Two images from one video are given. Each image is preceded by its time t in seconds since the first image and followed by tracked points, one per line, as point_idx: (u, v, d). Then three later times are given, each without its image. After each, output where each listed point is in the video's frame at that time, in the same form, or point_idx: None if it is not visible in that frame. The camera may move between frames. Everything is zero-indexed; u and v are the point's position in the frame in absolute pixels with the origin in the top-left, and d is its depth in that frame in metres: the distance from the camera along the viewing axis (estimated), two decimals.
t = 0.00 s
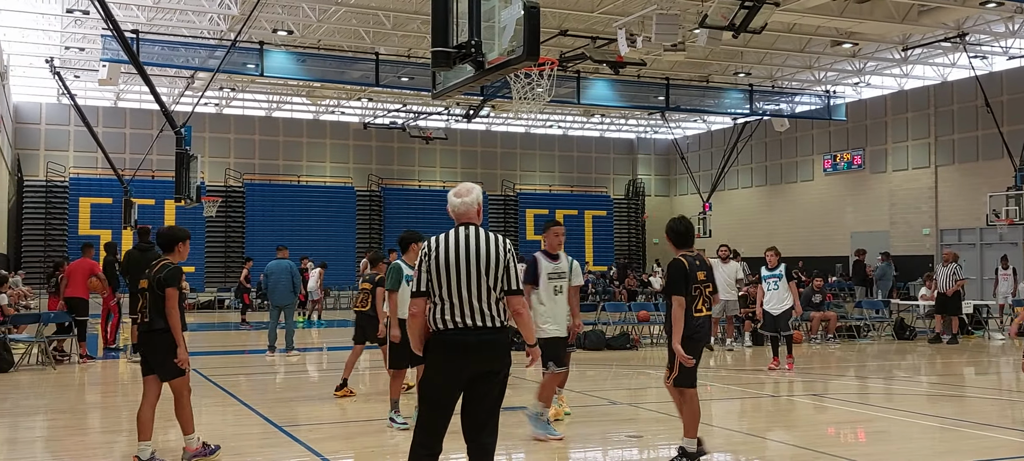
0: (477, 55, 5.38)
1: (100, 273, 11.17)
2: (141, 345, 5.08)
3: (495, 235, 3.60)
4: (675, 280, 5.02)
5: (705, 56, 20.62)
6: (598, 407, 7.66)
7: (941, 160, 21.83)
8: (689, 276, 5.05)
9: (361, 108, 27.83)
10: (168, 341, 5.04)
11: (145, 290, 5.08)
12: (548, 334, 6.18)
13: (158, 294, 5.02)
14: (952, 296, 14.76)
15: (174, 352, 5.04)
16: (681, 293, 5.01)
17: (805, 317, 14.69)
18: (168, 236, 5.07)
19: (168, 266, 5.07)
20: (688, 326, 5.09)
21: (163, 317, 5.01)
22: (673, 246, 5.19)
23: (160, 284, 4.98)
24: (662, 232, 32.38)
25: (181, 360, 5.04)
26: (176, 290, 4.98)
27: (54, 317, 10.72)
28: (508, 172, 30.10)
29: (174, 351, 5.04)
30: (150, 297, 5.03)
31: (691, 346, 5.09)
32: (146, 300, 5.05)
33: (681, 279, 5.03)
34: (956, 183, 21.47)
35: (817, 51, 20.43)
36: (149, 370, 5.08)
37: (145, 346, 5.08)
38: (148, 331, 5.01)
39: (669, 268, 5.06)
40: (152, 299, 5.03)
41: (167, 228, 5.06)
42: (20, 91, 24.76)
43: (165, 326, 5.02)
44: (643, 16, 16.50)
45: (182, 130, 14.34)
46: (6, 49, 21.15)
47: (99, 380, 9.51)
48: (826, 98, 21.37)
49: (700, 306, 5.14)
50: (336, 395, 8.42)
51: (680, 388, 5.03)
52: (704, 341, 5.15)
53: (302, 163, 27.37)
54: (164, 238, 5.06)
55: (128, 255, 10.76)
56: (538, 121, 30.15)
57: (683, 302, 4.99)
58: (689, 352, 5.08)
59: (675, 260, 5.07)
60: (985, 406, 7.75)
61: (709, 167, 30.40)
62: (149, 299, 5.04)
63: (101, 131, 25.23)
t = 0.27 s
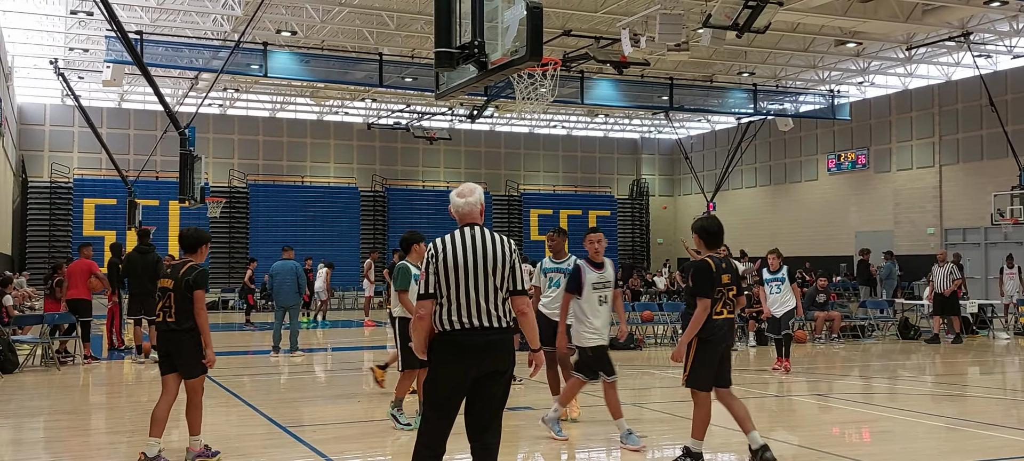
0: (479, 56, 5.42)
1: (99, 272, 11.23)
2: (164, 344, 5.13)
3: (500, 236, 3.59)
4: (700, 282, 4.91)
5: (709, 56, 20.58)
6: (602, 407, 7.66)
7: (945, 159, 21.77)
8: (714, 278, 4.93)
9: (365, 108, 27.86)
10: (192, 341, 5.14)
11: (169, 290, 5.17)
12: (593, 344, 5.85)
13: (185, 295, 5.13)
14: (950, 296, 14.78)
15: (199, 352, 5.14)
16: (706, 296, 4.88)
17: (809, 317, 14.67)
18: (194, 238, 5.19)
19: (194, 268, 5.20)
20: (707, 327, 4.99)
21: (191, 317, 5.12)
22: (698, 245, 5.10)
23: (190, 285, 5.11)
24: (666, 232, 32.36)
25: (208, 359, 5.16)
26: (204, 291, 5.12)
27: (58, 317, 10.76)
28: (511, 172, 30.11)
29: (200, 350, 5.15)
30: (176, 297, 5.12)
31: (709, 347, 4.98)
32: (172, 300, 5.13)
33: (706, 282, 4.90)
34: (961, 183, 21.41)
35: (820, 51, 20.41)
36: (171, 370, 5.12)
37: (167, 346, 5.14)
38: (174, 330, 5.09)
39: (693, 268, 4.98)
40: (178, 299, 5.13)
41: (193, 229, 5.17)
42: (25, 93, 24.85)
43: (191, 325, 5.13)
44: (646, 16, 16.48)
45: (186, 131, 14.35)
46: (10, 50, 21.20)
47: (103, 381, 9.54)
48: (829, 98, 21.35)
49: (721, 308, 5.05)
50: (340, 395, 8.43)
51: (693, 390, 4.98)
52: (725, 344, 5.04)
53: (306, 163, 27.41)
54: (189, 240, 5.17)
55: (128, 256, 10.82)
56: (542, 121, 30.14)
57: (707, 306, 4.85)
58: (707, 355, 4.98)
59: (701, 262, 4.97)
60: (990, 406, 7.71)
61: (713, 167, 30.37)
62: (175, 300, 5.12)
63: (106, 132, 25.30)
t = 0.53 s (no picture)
0: (479, 56, 5.43)
1: (93, 271, 11.29)
2: (179, 341, 5.24)
3: (502, 236, 3.60)
4: (725, 279, 4.87)
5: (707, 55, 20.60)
6: (600, 407, 7.66)
7: (944, 159, 21.79)
8: (739, 275, 4.90)
9: (363, 108, 27.85)
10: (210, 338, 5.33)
11: (186, 288, 5.27)
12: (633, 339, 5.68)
13: (204, 295, 5.29)
14: (939, 295, 14.74)
15: (212, 351, 5.30)
16: (733, 292, 4.84)
17: (807, 317, 14.68)
18: (215, 238, 5.36)
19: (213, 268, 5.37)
20: (736, 326, 4.91)
21: (210, 316, 5.31)
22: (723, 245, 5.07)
23: (212, 286, 5.29)
24: (665, 231, 32.36)
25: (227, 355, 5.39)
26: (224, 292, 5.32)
27: (56, 317, 10.75)
28: (510, 172, 30.11)
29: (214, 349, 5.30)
30: (196, 295, 5.26)
31: (738, 347, 4.90)
32: (190, 298, 5.26)
33: (730, 279, 4.87)
34: (959, 182, 21.43)
35: (819, 50, 20.42)
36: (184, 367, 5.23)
37: (181, 342, 5.24)
38: (191, 328, 5.22)
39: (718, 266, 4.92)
40: (196, 298, 5.27)
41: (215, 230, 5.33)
42: (23, 93, 24.83)
43: (208, 324, 5.29)
44: (645, 16, 16.48)
45: (185, 131, 14.33)
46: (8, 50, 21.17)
47: (102, 381, 9.54)
48: (828, 98, 21.36)
49: (749, 306, 4.96)
50: (338, 395, 8.43)
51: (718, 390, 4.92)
52: (755, 343, 4.96)
53: (305, 163, 27.41)
54: (204, 240, 5.33)
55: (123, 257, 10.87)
56: (541, 121, 30.14)
57: (735, 301, 4.82)
58: (735, 354, 4.90)
59: (725, 258, 4.93)
60: (989, 406, 7.71)
61: (711, 167, 30.39)
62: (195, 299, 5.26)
63: (104, 132, 25.29)
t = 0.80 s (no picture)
0: (478, 55, 5.38)
1: (90, 272, 11.19)
2: (187, 340, 5.27)
3: (501, 236, 3.60)
4: (740, 277, 4.85)
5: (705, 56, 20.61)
6: (599, 407, 7.66)
7: (942, 160, 21.81)
8: (751, 272, 4.90)
9: (362, 108, 27.85)
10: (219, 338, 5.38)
11: (198, 288, 5.33)
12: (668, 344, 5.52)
13: (215, 295, 5.35)
14: (931, 295, 14.76)
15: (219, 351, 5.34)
16: (746, 290, 4.84)
17: (806, 317, 14.67)
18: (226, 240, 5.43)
19: (224, 270, 5.44)
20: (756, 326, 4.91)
21: (220, 317, 5.37)
22: (734, 243, 5.02)
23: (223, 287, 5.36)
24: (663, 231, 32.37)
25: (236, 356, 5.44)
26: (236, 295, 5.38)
27: (53, 317, 10.74)
28: (509, 172, 30.12)
29: (220, 349, 5.35)
30: (206, 295, 5.31)
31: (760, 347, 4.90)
32: (200, 297, 5.31)
33: (744, 277, 4.86)
34: (958, 183, 21.45)
35: (818, 51, 20.44)
36: (191, 367, 5.26)
37: (190, 341, 5.28)
38: (199, 327, 5.27)
39: (732, 265, 4.89)
40: (207, 298, 5.32)
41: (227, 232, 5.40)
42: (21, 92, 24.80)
43: (216, 325, 5.34)
44: (644, 16, 16.48)
45: (183, 131, 14.30)
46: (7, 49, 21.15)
47: (100, 381, 9.54)
48: (827, 98, 21.36)
49: (764, 304, 4.97)
50: (337, 395, 8.43)
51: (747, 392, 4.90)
52: (774, 342, 4.95)
53: (304, 163, 27.40)
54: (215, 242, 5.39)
55: (121, 257, 10.82)
56: (540, 121, 30.13)
57: (750, 299, 4.82)
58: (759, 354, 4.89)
59: (738, 257, 4.91)
60: (987, 406, 7.72)
61: (710, 167, 30.41)
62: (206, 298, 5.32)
63: (103, 131, 25.27)
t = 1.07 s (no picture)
0: (477, 56, 5.37)
1: (92, 272, 11.23)
2: (197, 341, 5.30)
3: (499, 235, 3.60)
4: (755, 276, 4.74)
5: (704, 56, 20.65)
6: (598, 408, 7.66)
7: (942, 160, 21.82)
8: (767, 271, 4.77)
9: (361, 108, 27.87)
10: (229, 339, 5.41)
11: (206, 290, 5.33)
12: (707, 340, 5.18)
13: (222, 296, 5.35)
14: (923, 296, 14.82)
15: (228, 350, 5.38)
16: (763, 289, 4.71)
17: (805, 317, 14.65)
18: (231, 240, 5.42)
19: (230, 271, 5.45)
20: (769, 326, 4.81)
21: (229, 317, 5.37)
22: (739, 242, 5.01)
23: (229, 288, 5.36)
24: (663, 231, 32.38)
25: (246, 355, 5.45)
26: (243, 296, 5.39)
27: (53, 317, 10.72)
28: (508, 172, 30.14)
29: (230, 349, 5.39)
30: (214, 297, 5.32)
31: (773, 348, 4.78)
32: (209, 299, 5.32)
33: (761, 276, 4.74)
34: (957, 183, 21.46)
35: (817, 51, 20.46)
36: (204, 367, 5.28)
37: (201, 342, 5.31)
38: (209, 328, 5.29)
39: (745, 264, 4.80)
40: (215, 299, 5.33)
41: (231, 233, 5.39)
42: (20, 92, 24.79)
43: (225, 325, 5.36)
44: (643, 16, 16.48)
45: (183, 131, 14.28)
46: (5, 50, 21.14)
47: (100, 381, 9.54)
48: (826, 98, 21.38)
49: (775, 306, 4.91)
50: (336, 395, 8.43)
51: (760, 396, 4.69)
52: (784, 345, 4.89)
53: (303, 163, 27.40)
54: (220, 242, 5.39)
55: (121, 257, 10.85)
56: (539, 121, 30.14)
57: (765, 298, 4.68)
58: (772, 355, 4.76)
59: (749, 255, 4.81)
60: (986, 405, 7.72)
61: (709, 167, 30.42)
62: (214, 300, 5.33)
63: (102, 131, 25.26)
